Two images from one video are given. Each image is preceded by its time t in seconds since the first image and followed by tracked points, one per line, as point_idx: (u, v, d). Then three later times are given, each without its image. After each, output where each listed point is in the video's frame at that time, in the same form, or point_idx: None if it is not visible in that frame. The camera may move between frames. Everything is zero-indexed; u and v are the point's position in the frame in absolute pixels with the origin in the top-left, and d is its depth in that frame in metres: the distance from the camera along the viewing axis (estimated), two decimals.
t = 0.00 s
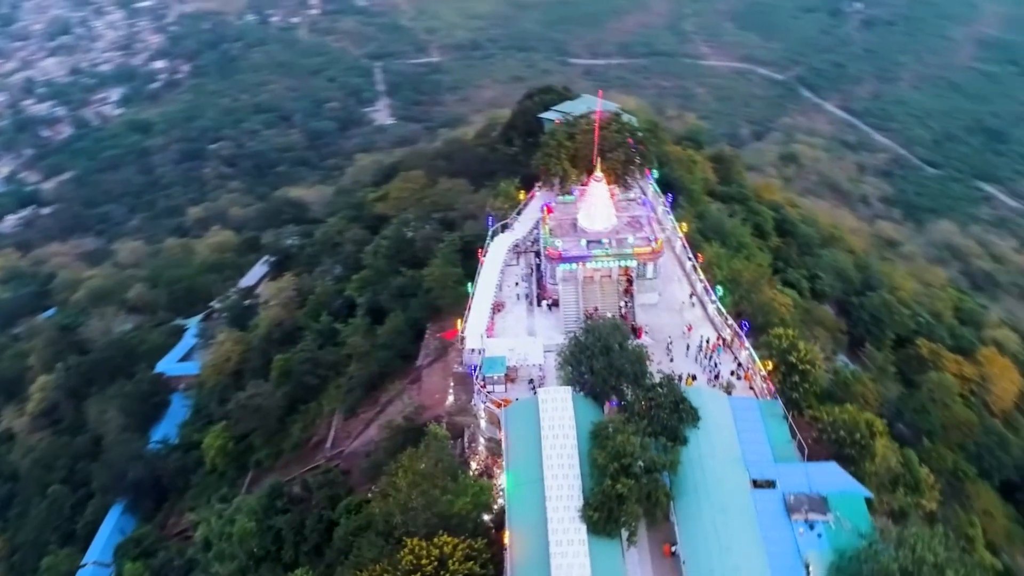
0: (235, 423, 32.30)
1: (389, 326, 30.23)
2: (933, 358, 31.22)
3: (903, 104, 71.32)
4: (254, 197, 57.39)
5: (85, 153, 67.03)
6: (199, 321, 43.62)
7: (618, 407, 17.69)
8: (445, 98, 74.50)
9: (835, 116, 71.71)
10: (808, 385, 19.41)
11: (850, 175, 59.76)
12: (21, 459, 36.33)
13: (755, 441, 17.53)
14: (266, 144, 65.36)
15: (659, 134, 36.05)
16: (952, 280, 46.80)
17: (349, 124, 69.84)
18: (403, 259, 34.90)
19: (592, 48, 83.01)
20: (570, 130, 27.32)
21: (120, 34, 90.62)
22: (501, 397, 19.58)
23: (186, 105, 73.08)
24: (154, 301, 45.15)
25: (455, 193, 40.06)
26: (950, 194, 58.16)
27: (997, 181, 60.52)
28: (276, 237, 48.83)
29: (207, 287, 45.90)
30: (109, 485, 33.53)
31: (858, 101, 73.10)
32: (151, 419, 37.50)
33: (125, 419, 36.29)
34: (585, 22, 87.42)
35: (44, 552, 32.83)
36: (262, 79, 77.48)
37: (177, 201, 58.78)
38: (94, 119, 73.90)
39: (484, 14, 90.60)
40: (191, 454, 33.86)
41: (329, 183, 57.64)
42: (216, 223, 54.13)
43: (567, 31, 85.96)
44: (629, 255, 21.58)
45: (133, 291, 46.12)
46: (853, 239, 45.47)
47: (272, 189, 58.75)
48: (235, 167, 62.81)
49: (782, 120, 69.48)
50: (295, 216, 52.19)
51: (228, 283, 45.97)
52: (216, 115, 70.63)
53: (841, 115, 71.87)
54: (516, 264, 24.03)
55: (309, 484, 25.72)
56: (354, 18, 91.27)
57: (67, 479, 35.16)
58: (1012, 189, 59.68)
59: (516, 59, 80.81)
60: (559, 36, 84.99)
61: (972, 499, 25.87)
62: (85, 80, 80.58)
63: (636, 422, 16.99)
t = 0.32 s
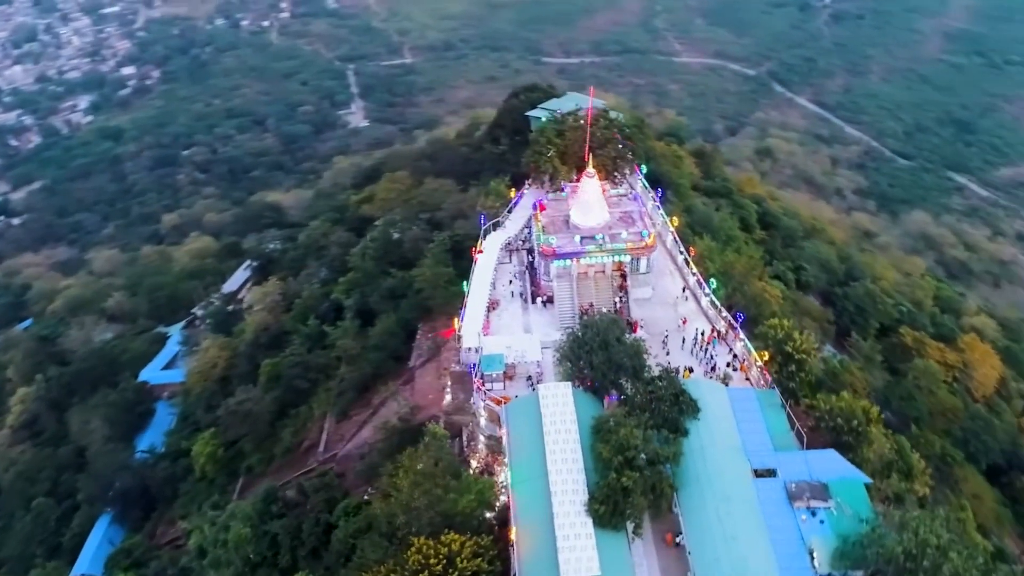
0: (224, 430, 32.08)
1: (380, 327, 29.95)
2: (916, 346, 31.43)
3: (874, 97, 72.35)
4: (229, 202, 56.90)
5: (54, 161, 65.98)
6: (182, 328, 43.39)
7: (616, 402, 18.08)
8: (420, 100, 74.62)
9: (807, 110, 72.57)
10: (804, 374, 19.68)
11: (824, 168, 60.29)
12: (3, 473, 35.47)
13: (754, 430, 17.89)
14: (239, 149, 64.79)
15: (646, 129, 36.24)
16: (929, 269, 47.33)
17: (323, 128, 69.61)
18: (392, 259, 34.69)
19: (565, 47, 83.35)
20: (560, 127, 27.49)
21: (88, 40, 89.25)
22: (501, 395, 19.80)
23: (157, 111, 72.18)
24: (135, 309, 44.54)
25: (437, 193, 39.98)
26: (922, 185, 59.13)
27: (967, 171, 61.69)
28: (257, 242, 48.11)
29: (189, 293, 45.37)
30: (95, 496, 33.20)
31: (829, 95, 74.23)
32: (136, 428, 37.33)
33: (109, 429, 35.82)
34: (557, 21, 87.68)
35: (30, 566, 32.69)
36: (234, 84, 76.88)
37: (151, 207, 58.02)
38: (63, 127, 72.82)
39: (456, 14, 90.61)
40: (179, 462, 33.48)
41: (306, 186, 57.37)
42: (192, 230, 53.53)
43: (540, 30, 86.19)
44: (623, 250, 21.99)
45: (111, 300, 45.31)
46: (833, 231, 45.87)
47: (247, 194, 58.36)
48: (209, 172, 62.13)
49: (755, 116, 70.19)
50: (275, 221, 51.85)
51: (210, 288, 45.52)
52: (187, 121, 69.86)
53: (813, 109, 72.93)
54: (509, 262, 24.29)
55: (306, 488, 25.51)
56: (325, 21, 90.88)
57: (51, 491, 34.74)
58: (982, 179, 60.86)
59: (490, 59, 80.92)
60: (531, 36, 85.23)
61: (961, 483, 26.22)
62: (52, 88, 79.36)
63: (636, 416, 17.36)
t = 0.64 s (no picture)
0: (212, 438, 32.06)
1: (371, 329, 29.70)
2: (898, 333, 31.96)
3: (840, 90, 73.40)
4: (201, 210, 56.30)
5: (18, 173, 64.49)
6: (162, 337, 42.84)
7: (619, 395, 18.42)
8: (390, 101, 74.56)
9: (775, 104, 73.37)
10: (801, 360, 20.05)
11: (795, 160, 60.88)
12: None
13: (754, 418, 18.27)
14: (208, 156, 63.99)
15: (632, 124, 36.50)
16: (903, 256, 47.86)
17: (293, 132, 69.21)
18: (379, 260, 34.45)
19: (534, 46, 83.53)
20: (549, 123, 27.62)
21: (48, 49, 87.29)
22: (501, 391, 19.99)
23: (122, 119, 70.94)
24: (113, 320, 43.96)
25: (420, 194, 39.92)
26: (891, 175, 60.02)
27: (933, 160, 62.74)
28: (237, 248, 48.50)
29: (168, 302, 44.88)
30: (79, 510, 32.72)
31: (796, 88, 75.24)
32: (119, 440, 36.97)
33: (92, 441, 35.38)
34: (525, 20, 87.92)
35: None
36: (200, 90, 75.99)
37: (120, 217, 57.07)
38: (26, 137, 71.23)
39: (423, 16, 90.49)
40: (166, 472, 33.14)
41: (278, 192, 56.94)
42: (164, 239, 52.80)
43: (508, 30, 86.33)
44: (616, 244, 22.23)
45: (87, 311, 44.62)
46: (810, 221, 46.28)
47: (219, 201, 57.80)
48: (178, 181, 61.30)
49: (725, 110, 70.70)
50: (252, 227, 51.42)
51: (189, 297, 45.24)
52: (154, 128, 68.79)
53: (780, 103, 73.78)
54: (502, 259, 24.46)
55: (302, 494, 25.16)
56: (291, 25, 90.20)
57: (33, 506, 34.13)
58: (948, 167, 61.93)
59: (459, 60, 80.97)
60: (500, 35, 85.31)
61: (950, 465, 26.56)
62: (13, 98, 77.56)
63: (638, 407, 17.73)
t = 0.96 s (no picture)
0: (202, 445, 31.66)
1: (364, 331, 29.48)
2: (883, 322, 32.27)
3: (811, 84, 74.19)
4: (176, 217, 55.82)
5: None
6: (144, 345, 42.26)
7: (621, 389, 18.64)
8: (364, 104, 74.49)
9: (747, 99, 74.00)
10: (798, 350, 20.36)
11: (769, 154, 61.55)
12: None
13: (755, 408, 18.52)
14: (182, 162, 63.20)
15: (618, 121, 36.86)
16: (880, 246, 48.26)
17: (267, 137, 68.89)
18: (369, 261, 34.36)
19: (507, 45, 83.49)
20: (538, 119, 27.78)
21: (13, 57, 85.54)
22: (500, 389, 20.12)
23: (92, 126, 69.79)
24: (94, 330, 43.47)
25: (409, 195, 39.52)
26: (864, 167, 60.76)
27: (905, 151, 63.56)
28: (220, 253, 47.57)
29: (149, 309, 44.34)
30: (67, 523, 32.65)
31: (768, 83, 75.88)
32: (104, 450, 36.53)
33: (77, 452, 35.24)
34: (497, 20, 87.98)
35: None
36: (171, 96, 75.09)
37: (93, 226, 56.28)
38: None
39: (395, 17, 90.23)
40: (156, 481, 32.84)
41: (254, 197, 56.54)
42: (139, 247, 52.27)
43: (480, 30, 86.31)
44: (611, 239, 22.47)
45: (66, 321, 44.19)
46: (790, 214, 46.62)
47: (194, 208, 57.39)
48: (151, 188, 60.43)
49: (698, 106, 71.11)
50: (233, 231, 51.00)
51: (171, 303, 44.88)
52: (125, 135, 67.67)
53: (753, 98, 74.38)
54: (496, 257, 24.62)
55: (300, 498, 24.80)
56: (261, 28, 89.40)
57: (18, 521, 34.04)
58: (919, 157, 62.71)
59: (432, 61, 80.90)
60: (473, 36, 85.31)
61: (939, 449, 26.72)
62: None
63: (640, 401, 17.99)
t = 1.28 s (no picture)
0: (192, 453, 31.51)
1: (357, 333, 29.32)
2: (866, 310, 32.73)
3: (781, 78, 74.91)
4: (148, 226, 55.24)
5: None
6: (125, 355, 41.57)
7: (622, 383, 18.84)
8: (336, 107, 74.25)
9: (718, 95, 74.58)
10: (795, 340, 20.62)
11: (742, 148, 62.03)
12: None
13: (755, 397, 18.79)
14: (153, 170, 62.43)
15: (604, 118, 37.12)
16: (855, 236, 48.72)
17: (239, 142, 68.38)
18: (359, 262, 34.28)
19: (477, 45, 83.52)
20: (527, 116, 27.82)
21: None
22: (502, 386, 20.25)
23: (59, 135, 68.67)
24: (72, 341, 43.10)
25: (396, 196, 39.45)
26: (835, 159, 61.48)
27: (875, 143, 64.36)
28: (200, 260, 47.25)
29: (128, 318, 43.69)
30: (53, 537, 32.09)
31: (738, 78, 76.51)
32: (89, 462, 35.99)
33: (61, 464, 34.99)
34: (467, 20, 87.93)
35: None
36: (138, 103, 74.11)
37: (63, 236, 55.45)
38: None
39: (364, 19, 89.95)
40: (145, 492, 32.41)
41: (228, 204, 56.11)
42: (112, 257, 51.67)
43: (450, 31, 86.25)
44: (606, 235, 22.67)
45: (44, 334, 43.93)
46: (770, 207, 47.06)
47: (166, 215, 56.80)
48: (122, 196, 59.53)
49: (670, 103, 71.46)
50: (212, 238, 50.58)
51: (151, 311, 44.40)
52: (93, 143, 66.57)
53: (723, 93, 74.95)
54: (491, 256, 24.75)
55: (299, 502, 24.77)
56: (229, 33, 88.51)
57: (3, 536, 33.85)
58: (889, 148, 63.54)
59: (403, 63, 80.71)
60: (443, 37, 85.25)
61: (927, 434, 26.76)
62: None
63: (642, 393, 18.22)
